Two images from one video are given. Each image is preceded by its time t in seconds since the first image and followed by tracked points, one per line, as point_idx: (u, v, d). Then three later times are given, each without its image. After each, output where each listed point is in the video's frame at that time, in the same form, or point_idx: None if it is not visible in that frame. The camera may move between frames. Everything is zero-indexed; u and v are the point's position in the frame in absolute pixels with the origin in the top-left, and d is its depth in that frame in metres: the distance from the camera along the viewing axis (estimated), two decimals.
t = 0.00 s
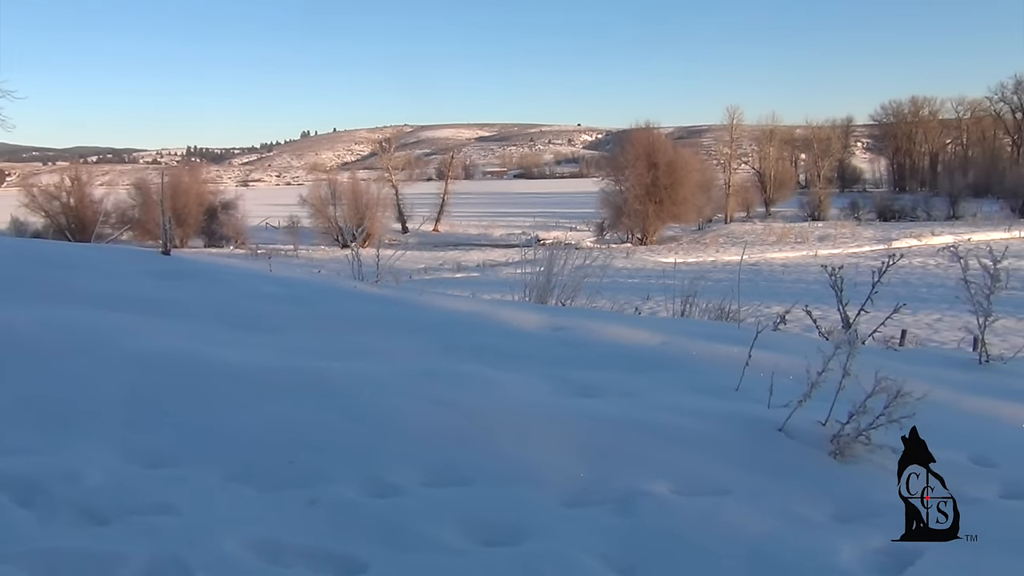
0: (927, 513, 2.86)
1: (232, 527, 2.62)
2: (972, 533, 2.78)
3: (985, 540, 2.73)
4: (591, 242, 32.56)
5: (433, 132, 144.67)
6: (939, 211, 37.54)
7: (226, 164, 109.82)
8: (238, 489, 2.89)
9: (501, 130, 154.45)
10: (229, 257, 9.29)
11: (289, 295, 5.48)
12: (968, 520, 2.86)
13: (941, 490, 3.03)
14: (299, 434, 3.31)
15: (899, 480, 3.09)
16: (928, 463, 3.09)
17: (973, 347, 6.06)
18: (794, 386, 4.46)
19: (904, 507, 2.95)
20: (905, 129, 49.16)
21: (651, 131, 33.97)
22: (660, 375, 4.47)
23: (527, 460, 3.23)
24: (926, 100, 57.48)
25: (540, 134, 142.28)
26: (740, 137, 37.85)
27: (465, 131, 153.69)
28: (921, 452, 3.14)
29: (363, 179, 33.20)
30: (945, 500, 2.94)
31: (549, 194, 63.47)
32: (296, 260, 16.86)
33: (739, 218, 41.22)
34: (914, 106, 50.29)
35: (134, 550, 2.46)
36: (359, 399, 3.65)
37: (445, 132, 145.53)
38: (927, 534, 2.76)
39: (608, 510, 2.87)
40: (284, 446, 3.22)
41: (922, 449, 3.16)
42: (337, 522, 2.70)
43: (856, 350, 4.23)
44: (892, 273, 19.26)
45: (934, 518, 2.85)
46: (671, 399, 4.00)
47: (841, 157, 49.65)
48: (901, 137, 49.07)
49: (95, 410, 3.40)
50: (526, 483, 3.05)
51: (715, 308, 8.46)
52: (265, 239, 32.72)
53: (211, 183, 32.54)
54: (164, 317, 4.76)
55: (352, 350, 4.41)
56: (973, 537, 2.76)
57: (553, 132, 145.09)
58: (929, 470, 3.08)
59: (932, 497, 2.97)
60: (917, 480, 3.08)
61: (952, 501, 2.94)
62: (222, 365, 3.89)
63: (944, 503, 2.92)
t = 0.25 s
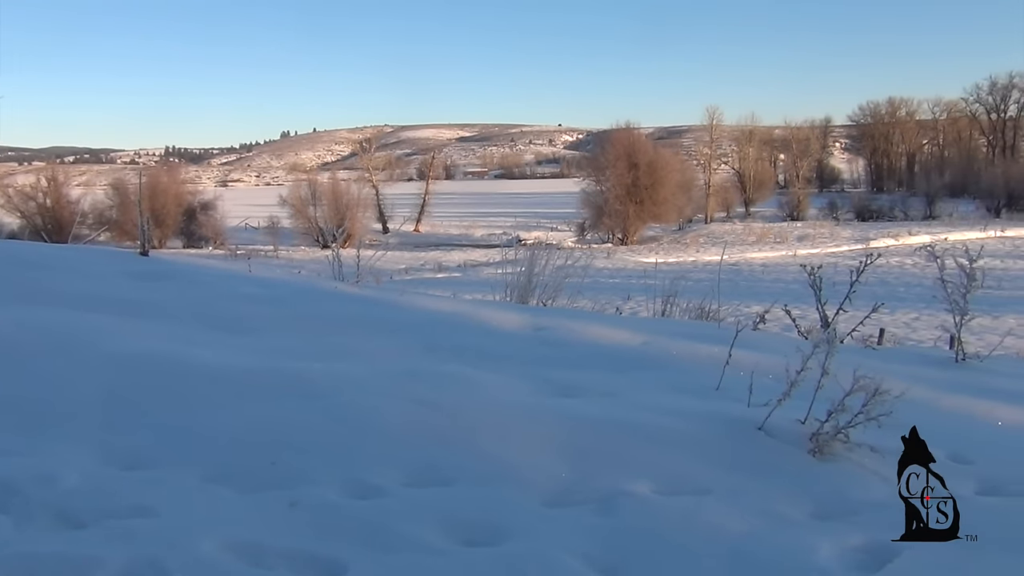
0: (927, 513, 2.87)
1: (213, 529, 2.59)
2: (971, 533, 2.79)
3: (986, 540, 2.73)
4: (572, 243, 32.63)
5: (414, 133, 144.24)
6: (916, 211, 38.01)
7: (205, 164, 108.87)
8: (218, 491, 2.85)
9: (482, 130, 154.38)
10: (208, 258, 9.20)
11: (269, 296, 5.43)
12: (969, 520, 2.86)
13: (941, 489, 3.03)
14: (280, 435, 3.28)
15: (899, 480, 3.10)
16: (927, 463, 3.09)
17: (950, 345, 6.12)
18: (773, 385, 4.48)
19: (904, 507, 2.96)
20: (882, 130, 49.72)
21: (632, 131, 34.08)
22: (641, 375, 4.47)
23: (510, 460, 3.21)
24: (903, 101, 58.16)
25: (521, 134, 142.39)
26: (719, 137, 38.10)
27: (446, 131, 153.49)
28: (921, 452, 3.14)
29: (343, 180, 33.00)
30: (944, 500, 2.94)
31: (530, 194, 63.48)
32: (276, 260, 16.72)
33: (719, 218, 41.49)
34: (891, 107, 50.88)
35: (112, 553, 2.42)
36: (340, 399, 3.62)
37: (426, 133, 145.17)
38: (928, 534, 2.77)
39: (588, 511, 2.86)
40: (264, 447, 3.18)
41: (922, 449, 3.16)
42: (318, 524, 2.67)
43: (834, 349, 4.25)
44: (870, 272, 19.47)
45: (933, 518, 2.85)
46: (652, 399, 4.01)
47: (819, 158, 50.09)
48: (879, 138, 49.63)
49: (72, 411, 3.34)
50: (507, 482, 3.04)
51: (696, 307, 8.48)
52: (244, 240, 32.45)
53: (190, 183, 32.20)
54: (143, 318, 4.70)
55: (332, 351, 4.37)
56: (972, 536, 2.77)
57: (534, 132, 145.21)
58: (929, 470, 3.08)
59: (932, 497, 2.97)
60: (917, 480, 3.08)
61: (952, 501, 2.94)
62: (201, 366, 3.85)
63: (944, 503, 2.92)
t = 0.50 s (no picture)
0: (927, 513, 2.89)
1: (189, 532, 2.55)
2: (971, 532, 2.80)
3: (984, 540, 2.74)
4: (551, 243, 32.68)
5: (391, 133, 143.63)
6: (889, 211, 38.54)
7: (179, 164, 107.64)
8: (194, 494, 2.81)
9: (460, 130, 154.19)
10: (182, 259, 9.08)
11: (245, 297, 5.37)
12: (969, 520, 2.88)
13: (942, 490, 3.06)
14: (256, 437, 3.24)
15: (900, 481, 3.13)
16: (927, 463, 3.13)
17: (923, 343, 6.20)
18: (750, 384, 4.50)
19: (904, 506, 2.98)
20: (856, 130, 50.37)
21: (609, 131, 34.21)
22: (618, 374, 4.48)
23: (489, 460, 3.20)
24: (876, 102, 58.93)
25: (499, 134, 142.39)
26: (696, 138, 38.34)
27: (423, 131, 153.04)
28: (921, 452, 3.19)
29: (319, 180, 32.78)
30: (945, 500, 2.97)
31: (508, 194, 63.49)
32: (252, 262, 16.56)
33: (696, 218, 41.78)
34: (864, 108, 51.53)
35: (85, 558, 2.38)
36: (317, 401, 3.58)
37: (403, 133, 144.66)
38: (927, 533, 2.79)
39: (567, 511, 2.85)
40: (241, 450, 3.14)
41: (922, 449, 3.20)
42: (295, 525, 2.64)
43: (810, 347, 4.26)
44: (844, 271, 19.70)
45: (933, 518, 2.87)
46: (630, 398, 4.01)
47: (794, 158, 50.62)
48: (852, 138, 50.30)
49: (44, 415, 3.28)
50: (485, 483, 3.03)
51: (674, 306, 8.52)
52: (219, 240, 32.13)
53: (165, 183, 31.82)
54: (116, 319, 4.63)
55: (308, 352, 4.33)
56: (972, 536, 2.78)
57: (511, 133, 145.31)
58: (929, 470, 3.12)
59: (933, 497, 3.00)
60: (917, 480, 3.12)
61: (952, 501, 2.97)
62: (176, 368, 3.79)
63: (945, 503, 2.95)
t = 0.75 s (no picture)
0: (927, 513, 2.90)
1: (167, 536, 2.51)
2: (971, 532, 2.81)
3: (986, 539, 2.75)
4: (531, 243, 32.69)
5: (371, 133, 143.07)
6: (866, 211, 38.94)
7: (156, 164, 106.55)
8: (173, 497, 2.77)
9: (440, 130, 153.89)
10: (158, 260, 8.98)
11: (224, 298, 5.31)
12: (969, 520, 2.89)
13: (942, 490, 3.08)
14: (235, 440, 3.20)
15: (899, 480, 3.14)
16: (928, 463, 3.15)
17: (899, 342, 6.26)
18: (729, 383, 4.52)
19: (904, 506, 2.99)
20: (834, 131, 50.89)
21: (589, 131, 34.29)
22: (599, 374, 4.48)
23: (470, 462, 3.18)
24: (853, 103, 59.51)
25: (480, 134, 142.31)
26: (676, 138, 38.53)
27: (403, 131, 152.52)
28: (921, 452, 3.20)
29: (298, 180, 32.55)
30: (945, 500, 2.98)
31: (489, 195, 63.47)
32: (231, 262, 16.42)
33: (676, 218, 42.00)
34: (842, 109, 52.03)
35: (60, 563, 2.33)
36: (296, 402, 3.55)
37: (383, 133, 144.14)
38: (927, 532, 2.80)
39: (548, 512, 2.84)
40: (219, 452, 3.10)
41: (922, 449, 3.22)
42: (274, 528, 2.61)
43: (789, 347, 4.27)
44: (823, 271, 19.86)
45: (934, 518, 2.88)
46: (611, 398, 4.01)
47: (773, 158, 51.06)
48: (830, 139, 50.86)
49: (18, 419, 3.21)
50: (467, 483, 3.01)
51: (653, 306, 8.55)
52: (198, 241, 31.85)
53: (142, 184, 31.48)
54: (92, 322, 4.55)
55: (287, 354, 4.29)
56: (972, 536, 2.79)
57: (492, 133, 145.32)
58: (929, 470, 3.14)
59: (933, 497, 3.01)
60: (917, 480, 3.13)
61: (952, 500, 2.99)
62: (154, 370, 3.74)
63: (945, 503, 2.97)
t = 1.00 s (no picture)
0: (927, 513, 2.91)
1: (143, 540, 2.47)
2: (971, 533, 2.82)
3: (985, 539, 2.77)
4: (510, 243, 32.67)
5: (349, 133, 142.30)
6: (842, 211, 39.36)
7: (130, 164, 105.22)
8: (149, 500, 2.72)
9: (418, 130, 153.43)
10: (132, 260, 8.86)
11: (200, 299, 5.24)
12: (967, 520, 2.91)
13: (941, 490, 3.08)
14: (213, 442, 3.16)
15: (899, 480, 3.14)
16: (927, 463, 3.15)
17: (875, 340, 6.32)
18: (707, 382, 4.54)
19: (904, 506, 3.00)
20: (810, 131, 51.42)
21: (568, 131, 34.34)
22: (578, 374, 4.48)
23: (451, 462, 3.17)
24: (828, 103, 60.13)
25: (458, 134, 142.09)
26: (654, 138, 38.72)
27: (381, 131, 151.93)
28: (921, 452, 3.20)
29: (275, 181, 32.25)
30: (945, 500, 2.99)
31: (467, 195, 63.39)
32: (207, 263, 16.25)
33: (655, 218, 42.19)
34: (817, 110, 52.54)
35: (33, 569, 2.28)
36: (274, 404, 3.51)
37: (361, 133, 143.43)
38: (928, 533, 2.81)
39: (528, 511, 2.83)
40: (197, 454, 3.06)
41: (922, 449, 3.22)
42: (251, 531, 2.58)
43: (765, 345, 4.31)
44: (799, 270, 20.03)
45: (933, 518, 2.89)
46: (590, 398, 4.01)
47: (750, 158, 51.49)
48: (806, 139, 51.42)
49: None
50: (446, 484, 3.00)
51: (632, 306, 8.56)
52: (174, 242, 31.48)
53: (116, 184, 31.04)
54: (66, 324, 4.48)
55: (265, 355, 4.24)
56: (972, 536, 2.80)
57: (471, 133, 145.18)
58: (928, 470, 3.14)
59: (932, 497, 3.02)
60: (917, 479, 3.13)
61: (952, 501, 2.99)
62: (129, 372, 3.69)
63: (944, 503, 2.98)
